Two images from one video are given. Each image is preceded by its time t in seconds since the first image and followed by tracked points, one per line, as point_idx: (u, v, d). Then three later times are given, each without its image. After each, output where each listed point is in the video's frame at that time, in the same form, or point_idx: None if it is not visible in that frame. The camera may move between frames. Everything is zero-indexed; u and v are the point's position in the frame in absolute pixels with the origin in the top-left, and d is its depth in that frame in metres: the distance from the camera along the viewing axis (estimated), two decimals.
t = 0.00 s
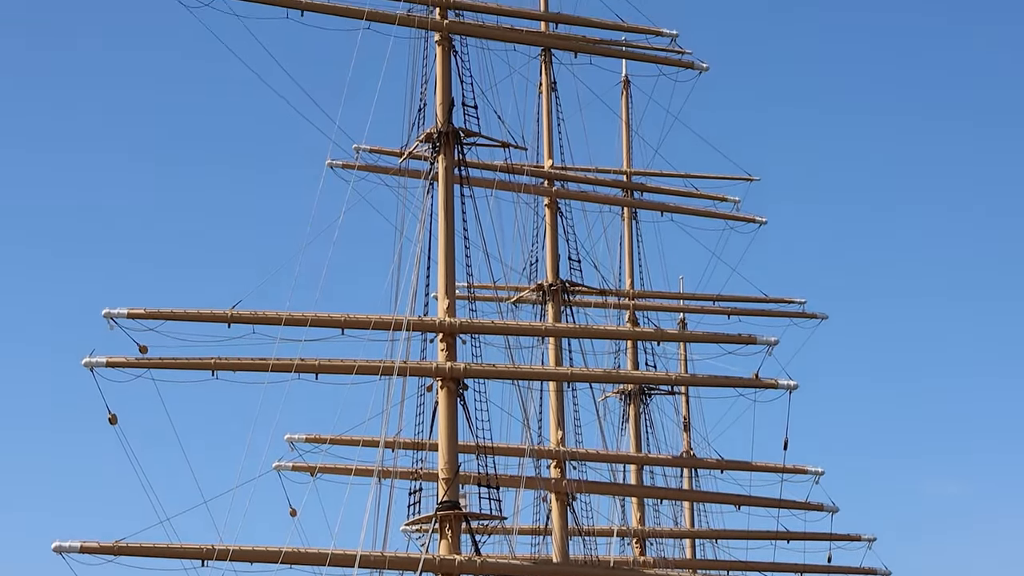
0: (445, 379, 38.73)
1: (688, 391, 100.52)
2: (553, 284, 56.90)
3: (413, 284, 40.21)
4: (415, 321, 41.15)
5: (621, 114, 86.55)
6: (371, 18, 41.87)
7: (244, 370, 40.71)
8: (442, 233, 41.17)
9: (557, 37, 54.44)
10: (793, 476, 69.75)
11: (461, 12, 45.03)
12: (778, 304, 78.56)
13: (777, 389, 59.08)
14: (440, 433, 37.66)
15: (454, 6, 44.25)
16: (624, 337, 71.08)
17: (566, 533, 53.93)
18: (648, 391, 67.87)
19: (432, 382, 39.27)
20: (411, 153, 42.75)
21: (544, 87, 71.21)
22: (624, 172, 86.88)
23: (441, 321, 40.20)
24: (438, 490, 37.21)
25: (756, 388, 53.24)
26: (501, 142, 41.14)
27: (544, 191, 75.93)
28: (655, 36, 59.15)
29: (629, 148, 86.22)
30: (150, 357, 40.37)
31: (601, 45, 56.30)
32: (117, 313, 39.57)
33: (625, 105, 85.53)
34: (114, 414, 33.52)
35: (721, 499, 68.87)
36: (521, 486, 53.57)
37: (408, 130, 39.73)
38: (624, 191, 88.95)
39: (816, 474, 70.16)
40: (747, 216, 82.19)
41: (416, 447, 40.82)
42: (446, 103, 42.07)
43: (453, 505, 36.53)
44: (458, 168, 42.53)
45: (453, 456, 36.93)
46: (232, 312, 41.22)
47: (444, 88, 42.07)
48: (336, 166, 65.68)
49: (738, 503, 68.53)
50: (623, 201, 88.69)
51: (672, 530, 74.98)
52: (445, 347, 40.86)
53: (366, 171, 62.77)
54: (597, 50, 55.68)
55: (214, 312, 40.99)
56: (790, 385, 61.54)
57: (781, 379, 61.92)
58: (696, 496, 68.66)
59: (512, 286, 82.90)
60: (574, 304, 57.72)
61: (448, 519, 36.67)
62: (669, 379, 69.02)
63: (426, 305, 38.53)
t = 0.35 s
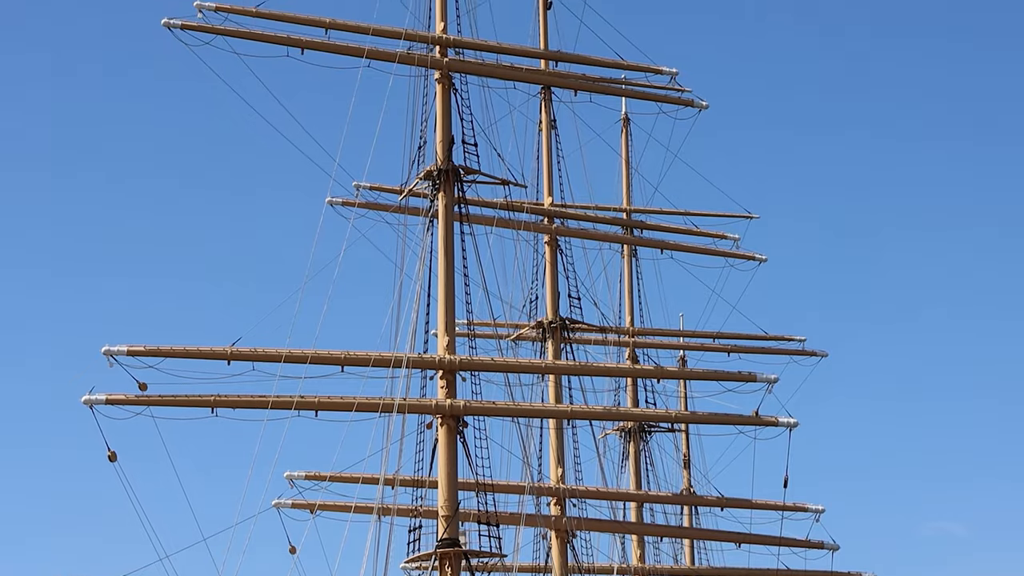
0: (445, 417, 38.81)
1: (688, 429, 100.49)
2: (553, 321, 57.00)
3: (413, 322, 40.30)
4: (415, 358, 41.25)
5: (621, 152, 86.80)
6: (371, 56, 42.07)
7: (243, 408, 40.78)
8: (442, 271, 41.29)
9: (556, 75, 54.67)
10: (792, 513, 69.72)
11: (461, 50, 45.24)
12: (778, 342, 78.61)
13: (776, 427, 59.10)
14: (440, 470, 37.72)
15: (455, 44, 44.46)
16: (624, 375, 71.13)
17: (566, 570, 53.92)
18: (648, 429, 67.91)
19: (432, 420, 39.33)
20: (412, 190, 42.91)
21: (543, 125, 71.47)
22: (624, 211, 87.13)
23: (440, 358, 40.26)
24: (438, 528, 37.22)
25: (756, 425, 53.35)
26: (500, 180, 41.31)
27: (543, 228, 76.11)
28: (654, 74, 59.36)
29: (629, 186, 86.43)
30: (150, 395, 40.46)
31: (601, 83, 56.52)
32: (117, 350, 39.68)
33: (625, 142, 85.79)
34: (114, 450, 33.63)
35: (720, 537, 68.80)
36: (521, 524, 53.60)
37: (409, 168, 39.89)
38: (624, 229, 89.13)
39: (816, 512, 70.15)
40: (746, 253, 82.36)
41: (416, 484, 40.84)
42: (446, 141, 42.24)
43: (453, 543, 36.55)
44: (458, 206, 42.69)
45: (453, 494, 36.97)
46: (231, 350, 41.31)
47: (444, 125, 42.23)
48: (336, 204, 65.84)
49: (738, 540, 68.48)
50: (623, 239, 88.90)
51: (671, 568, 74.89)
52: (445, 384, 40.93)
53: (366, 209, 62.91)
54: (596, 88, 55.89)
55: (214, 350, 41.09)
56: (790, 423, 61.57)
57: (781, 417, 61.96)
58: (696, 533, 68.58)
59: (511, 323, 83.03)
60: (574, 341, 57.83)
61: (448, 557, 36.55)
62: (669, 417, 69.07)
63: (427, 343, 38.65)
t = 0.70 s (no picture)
0: (445, 458, 38.75)
1: (688, 470, 100.44)
2: (553, 362, 56.99)
3: (414, 363, 40.28)
4: (415, 399, 41.22)
5: (622, 193, 86.93)
6: (372, 97, 42.16)
7: (243, 448, 40.75)
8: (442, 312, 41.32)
9: (557, 116, 54.78)
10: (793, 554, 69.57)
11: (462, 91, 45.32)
12: (778, 382, 78.56)
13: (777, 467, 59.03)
14: (440, 511, 37.66)
15: (455, 85, 44.54)
16: (624, 415, 71.09)
17: None
18: (648, 470, 67.81)
19: (432, 460, 39.29)
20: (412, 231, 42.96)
21: (544, 166, 71.58)
22: (625, 252, 87.27)
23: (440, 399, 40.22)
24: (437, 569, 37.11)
25: (757, 467, 53.32)
26: (500, 220, 41.34)
27: (544, 269, 76.14)
28: (655, 115, 59.46)
29: (630, 226, 86.54)
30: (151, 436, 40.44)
31: (601, 124, 56.63)
32: (117, 391, 39.68)
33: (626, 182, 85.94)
34: (113, 491, 33.61)
35: None
36: (521, 564, 53.50)
37: (409, 209, 39.93)
38: (625, 270, 89.21)
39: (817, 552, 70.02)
40: (747, 294, 82.42)
41: (416, 525, 40.78)
42: (447, 182, 42.31)
43: None
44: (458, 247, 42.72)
45: (453, 535, 36.89)
46: (231, 391, 41.31)
47: (444, 167, 42.29)
48: (337, 245, 65.93)
49: None
50: (623, 279, 89.00)
51: None
52: (445, 425, 40.88)
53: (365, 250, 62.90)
54: (597, 128, 56.00)
55: (214, 391, 41.08)
56: (790, 463, 61.52)
57: (782, 458, 61.89)
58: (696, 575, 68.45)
59: (511, 363, 82.99)
60: (574, 382, 57.82)
61: None
62: (669, 458, 68.97)
63: (427, 383, 38.65)
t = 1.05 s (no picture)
0: (445, 500, 38.58)
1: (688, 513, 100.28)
2: (553, 404, 56.85)
3: (414, 405, 40.13)
4: (416, 441, 41.05)
5: (622, 235, 86.91)
6: (373, 140, 42.13)
7: (243, 490, 40.59)
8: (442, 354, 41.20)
9: (557, 159, 54.77)
10: None
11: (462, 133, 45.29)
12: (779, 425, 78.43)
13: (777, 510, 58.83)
14: (440, 554, 37.47)
15: (455, 127, 44.50)
16: (625, 458, 70.90)
17: None
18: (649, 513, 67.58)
19: (432, 503, 39.11)
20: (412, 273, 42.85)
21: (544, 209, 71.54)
22: (625, 294, 87.25)
23: (441, 441, 40.04)
24: None
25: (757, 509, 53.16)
26: (500, 262, 41.24)
27: (544, 312, 76.03)
28: (655, 158, 59.44)
29: (630, 268, 86.52)
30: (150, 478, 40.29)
31: (602, 166, 56.59)
32: (117, 433, 39.53)
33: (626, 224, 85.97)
34: (113, 534, 33.47)
35: None
36: None
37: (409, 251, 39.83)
38: (625, 312, 89.16)
39: None
40: (747, 336, 82.36)
41: (416, 567, 40.58)
42: (447, 224, 42.23)
43: None
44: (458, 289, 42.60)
45: None
46: (231, 433, 41.17)
47: (445, 209, 42.20)
48: (337, 286, 65.87)
49: None
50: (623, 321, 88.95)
51: None
52: (445, 467, 40.71)
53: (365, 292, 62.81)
54: (597, 171, 55.96)
55: (214, 432, 40.93)
56: (791, 507, 61.34)
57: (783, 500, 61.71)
58: None
59: (512, 406, 82.86)
60: (574, 424, 57.68)
61: None
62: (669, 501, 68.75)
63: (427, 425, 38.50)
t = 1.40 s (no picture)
0: (445, 540, 38.41)
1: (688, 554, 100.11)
2: (554, 444, 56.72)
3: (414, 445, 39.98)
4: (416, 481, 40.90)
5: (623, 275, 86.89)
6: (374, 179, 42.09)
7: (243, 530, 40.43)
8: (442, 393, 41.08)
9: (558, 198, 54.74)
10: None
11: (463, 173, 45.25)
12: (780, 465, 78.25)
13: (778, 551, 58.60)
14: None
15: (457, 168, 44.45)
16: (626, 497, 70.69)
17: None
18: (649, 553, 67.35)
19: (433, 544, 38.95)
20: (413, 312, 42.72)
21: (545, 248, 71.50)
22: (625, 334, 87.17)
23: (441, 481, 39.87)
24: None
25: (757, 551, 52.96)
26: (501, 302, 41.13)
27: (545, 350, 75.91)
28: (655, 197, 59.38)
29: (631, 308, 86.49)
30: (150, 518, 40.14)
31: (603, 206, 56.52)
32: (117, 473, 39.41)
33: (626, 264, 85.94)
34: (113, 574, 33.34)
35: None
36: None
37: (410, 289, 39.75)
38: (626, 352, 89.07)
39: None
40: (747, 376, 82.24)
41: None
42: (447, 264, 42.15)
43: None
44: (459, 329, 42.47)
45: None
46: (231, 472, 41.03)
47: (445, 248, 42.11)
48: (338, 325, 65.84)
49: None
50: (624, 361, 88.87)
51: None
52: (446, 507, 40.55)
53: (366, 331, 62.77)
54: (598, 211, 55.90)
55: (214, 472, 40.79)
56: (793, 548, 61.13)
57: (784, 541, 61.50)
58: None
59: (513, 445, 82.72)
60: (574, 465, 57.54)
61: None
62: (670, 540, 68.52)
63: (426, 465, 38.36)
